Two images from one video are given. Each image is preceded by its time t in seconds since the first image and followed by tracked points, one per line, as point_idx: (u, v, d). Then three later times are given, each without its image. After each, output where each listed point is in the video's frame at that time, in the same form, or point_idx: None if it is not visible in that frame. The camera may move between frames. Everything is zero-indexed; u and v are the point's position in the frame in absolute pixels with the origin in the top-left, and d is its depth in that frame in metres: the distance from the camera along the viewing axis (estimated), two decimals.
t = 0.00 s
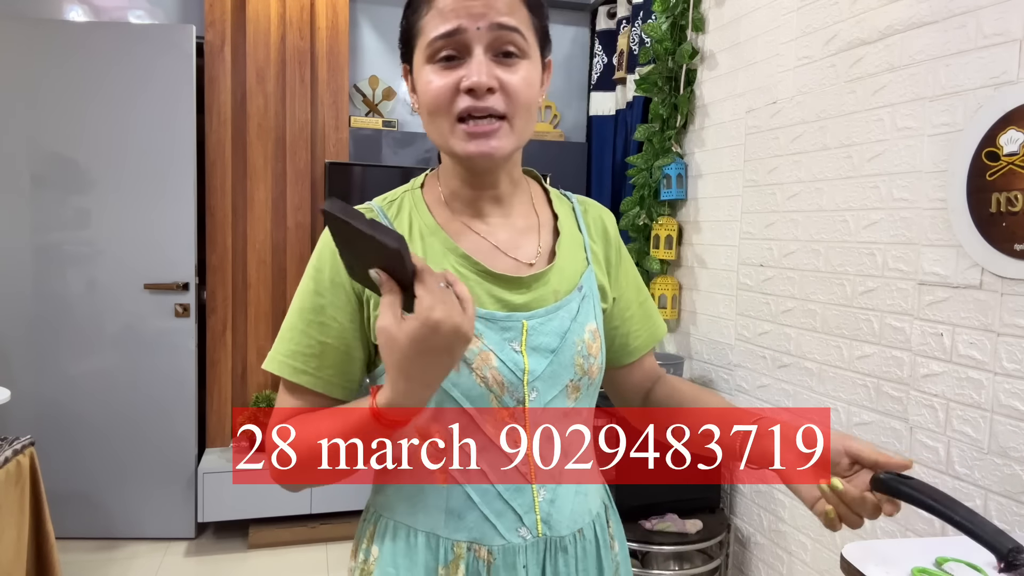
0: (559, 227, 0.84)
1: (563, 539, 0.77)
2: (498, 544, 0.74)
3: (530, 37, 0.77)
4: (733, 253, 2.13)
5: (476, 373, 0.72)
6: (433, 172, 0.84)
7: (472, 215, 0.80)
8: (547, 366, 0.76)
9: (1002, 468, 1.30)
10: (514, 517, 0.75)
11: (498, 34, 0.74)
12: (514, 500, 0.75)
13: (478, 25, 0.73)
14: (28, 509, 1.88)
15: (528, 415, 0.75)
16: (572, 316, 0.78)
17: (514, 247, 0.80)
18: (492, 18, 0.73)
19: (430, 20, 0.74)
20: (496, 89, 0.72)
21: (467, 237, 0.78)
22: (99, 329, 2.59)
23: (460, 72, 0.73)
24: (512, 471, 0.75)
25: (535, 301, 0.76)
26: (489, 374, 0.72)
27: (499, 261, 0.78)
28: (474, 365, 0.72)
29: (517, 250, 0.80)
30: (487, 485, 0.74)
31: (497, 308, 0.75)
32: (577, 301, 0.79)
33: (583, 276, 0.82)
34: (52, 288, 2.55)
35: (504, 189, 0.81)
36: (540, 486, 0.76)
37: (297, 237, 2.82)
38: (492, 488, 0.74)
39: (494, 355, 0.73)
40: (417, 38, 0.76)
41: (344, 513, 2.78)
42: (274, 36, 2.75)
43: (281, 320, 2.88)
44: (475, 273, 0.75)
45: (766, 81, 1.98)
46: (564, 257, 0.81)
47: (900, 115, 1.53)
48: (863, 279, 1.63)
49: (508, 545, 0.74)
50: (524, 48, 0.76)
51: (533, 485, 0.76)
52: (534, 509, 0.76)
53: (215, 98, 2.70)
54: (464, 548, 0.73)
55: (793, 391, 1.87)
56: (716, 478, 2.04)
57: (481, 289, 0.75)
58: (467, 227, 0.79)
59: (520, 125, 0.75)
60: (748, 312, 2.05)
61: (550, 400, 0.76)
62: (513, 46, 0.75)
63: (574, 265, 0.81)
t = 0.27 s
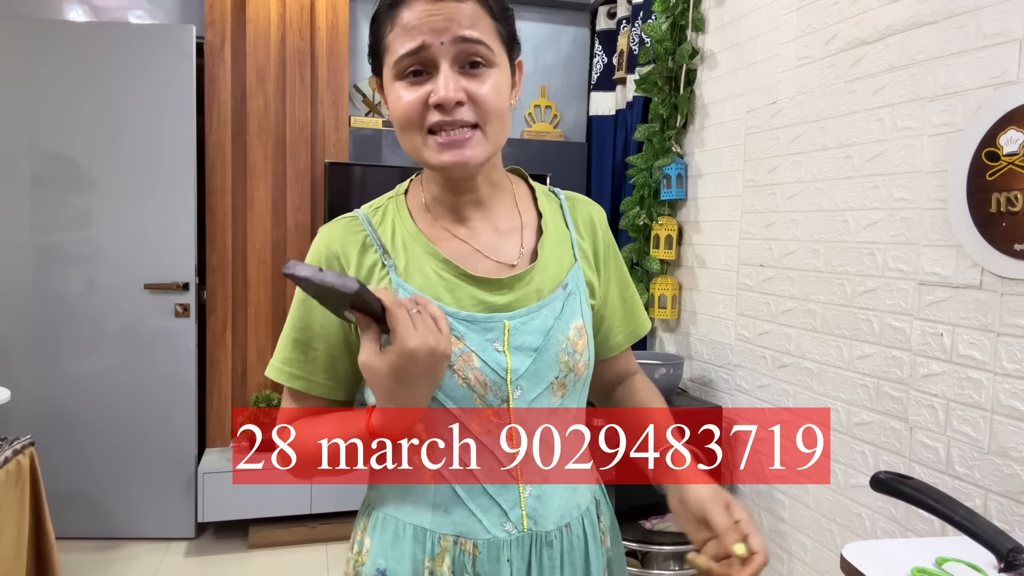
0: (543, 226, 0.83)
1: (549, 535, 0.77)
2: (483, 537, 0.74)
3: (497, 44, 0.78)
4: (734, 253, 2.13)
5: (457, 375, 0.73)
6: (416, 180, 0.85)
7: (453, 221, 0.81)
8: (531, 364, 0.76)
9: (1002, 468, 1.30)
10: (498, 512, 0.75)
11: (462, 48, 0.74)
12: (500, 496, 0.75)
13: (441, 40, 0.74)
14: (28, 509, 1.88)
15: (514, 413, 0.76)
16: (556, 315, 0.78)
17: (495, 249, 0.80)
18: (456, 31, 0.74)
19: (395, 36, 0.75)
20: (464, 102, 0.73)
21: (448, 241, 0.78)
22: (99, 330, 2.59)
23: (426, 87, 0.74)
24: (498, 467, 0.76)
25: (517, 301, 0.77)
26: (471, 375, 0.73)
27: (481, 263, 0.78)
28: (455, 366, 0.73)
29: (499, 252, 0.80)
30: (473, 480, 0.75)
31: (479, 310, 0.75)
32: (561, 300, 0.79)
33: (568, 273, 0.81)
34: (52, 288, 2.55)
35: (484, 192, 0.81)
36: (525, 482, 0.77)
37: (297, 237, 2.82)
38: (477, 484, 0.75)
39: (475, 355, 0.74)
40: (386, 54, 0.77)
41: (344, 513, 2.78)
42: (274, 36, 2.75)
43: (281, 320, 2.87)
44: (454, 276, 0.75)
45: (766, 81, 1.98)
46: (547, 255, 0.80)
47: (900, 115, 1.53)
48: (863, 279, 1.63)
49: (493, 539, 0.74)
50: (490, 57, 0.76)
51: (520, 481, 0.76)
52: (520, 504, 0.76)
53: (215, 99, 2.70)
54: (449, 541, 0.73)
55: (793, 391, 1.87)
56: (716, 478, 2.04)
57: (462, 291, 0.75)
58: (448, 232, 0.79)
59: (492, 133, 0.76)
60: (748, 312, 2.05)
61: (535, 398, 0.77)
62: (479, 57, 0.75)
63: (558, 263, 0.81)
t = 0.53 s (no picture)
0: (541, 226, 0.82)
1: (545, 529, 0.77)
2: (480, 531, 0.75)
3: (486, 40, 0.80)
4: (734, 253, 2.13)
5: (455, 373, 0.74)
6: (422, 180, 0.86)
7: (453, 221, 0.81)
8: (528, 364, 0.77)
9: (1001, 467, 1.30)
10: (495, 507, 0.76)
11: (454, 42, 0.77)
12: (496, 491, 0.76)
13: (434, 36, 0.76)
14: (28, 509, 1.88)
15: (510, 411, 0.76)
16: (554, 315, 0.78)
17: (494, 249, 0.80)
18: (446, 28, 0.76)
19: (389, 40, 0.78)
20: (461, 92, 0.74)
21: (449, 242, 0.79)
22: (99, 330, 2.59)
23: (425, 82, 0.75)
24: (494, 463, 0.76)
25: (515, 302, 0.77)
26: (469, 374, 0.74)
27: (479, 264, 0.79)
28: (453, 365, 0.74)
29: (497, 252, 0.80)
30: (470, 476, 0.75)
31: (477, 310, 0.76)
32: (560, 300, 0.79)
33: (568, 274, 0.81)
34: (52, 288, 2.55)
35: (483, 192, 0.81)
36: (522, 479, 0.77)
37: (297, 237, 2.81)
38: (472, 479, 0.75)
39: (473, 355, 0.75)
40: (382, 59, 0.79)
41: (344, 513, 2.78)
42: (274, 36, 2.75)
43: (281, 320, 2.87)
44: (454, 276, 0.76)
45: (766, 81, 1.98)
46: (545, 255, 0.80)
47: (900, 115, 1.53)
48: (863, 279, 1.63)
49: (489, 533, 0.75)
50: (481, 51, 0.78)
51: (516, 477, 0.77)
52: (516, 500, 0.76)
53: (215, 99, 2.70)
54: (448, 534, 0.75)
55: (793, 391, 1.87)
56: (716, 478, 2.04)
57: (461, 292, 0.76)
58: (449, 234, 0.80)
59: (490, 122, 0.77)
60: (748, 312, 2.05)
61: (532, 397, 0.77)
62: (470, 51, 0.77)
63: (557, 263, 0.80)
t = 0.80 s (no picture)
0: (567, 225, 0.82)
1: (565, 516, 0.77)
2: (502, 516, 0.76)
3: (515, 49, 0.80)
4: (734, 253, 2.13)
5: (479, 358, 0.74)
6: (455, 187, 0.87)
7: (483, 219, 0.81)
8: (550, 354, 0.76)
9: (1001, 467, 1.30)
10: (516, 492, 0.76)
11: (483, 51, 0.77)
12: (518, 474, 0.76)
13: (463, 46, 0.76)
14: (28, 509, 1.88)
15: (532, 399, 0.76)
16: (577, 309, 0.77)
17: (521, 245, 0.80)
18: (474, 38, 0.76)
19: (422, 51, 0.79)
20: (489, 97, 0.74)
21: (479, 239, 0.80)
22: (99, 330, 2.59)
23: (454, 90, 0.76)
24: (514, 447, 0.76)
25: (539, 294, 0.77)
26: (494, 360, 0.74)
27: (506, 259, 0.79)
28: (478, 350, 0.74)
29: (523, 248, 0.80)
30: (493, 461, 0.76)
31: (502, 301, 0.76)
32: (583, 294, 0.78)
33: (591, 271, 0.80)
34: (52, 288, 2.55)
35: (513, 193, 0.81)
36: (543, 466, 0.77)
37: (297, 237, 2.81)
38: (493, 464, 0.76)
39: (497, 342, 0.75)
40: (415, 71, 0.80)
41: (344, 513, 2.78)
42: (274, 36, 2.75)
43: (281, 320, 2.87)
44: (482, 270, 0.77)
45: (766, 82, 1.98)
46: (570, 251, 0.79)
47: (900, 115, 1.53)
48: (863, 279, 1.63)
49: (511, 518, 0.76)
50: (510, 60, 0.78)
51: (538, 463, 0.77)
52: (537, 485, 0.77)
53: (215, 99, 2.70)
54: (471, 518, 0.76)
55: (793, 391, 1.87)
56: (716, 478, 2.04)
57: (487, 283, 0.76)
58: (478, 229, 0.81)
59: (518, 126, 0.76)
60: (749, 312, 2.05)
61: (554, 386, 0.77)
62: (497, 59, 0.78)
63: (578, 258, 0.80)
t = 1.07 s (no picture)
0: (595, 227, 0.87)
1: (581, 490, 0.83)
2: (524, 488, 0.82)
3: (575, 64, 0.84)
4: (734, 253, 2.13)
5: (510, 343, 0.80)
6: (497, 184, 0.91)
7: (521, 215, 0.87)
8: (575, 343, 0.81)
9: (1001, 468, 1.30)
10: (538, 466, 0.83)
11: (546, 61, 0.81)
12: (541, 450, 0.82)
13: (528, 53, 0.81)
14: (28, 509, 1.88)
15: (557, 382, 0.82)
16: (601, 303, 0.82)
17: (554, 242, 0.86)
18: (539, 47, 0.81)
19: (490, 50, 0.83)
20: (542, 102, 0.79)
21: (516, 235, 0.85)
22: (99, 330, 2.59)
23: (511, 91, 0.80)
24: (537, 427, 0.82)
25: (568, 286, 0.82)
26: (524, 346, 0.80)
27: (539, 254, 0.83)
28: (510, 335, 0.80)
29: (555, 244, 0.86)
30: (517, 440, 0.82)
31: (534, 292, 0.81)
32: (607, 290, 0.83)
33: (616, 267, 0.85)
34: (51, 288, 2.55)
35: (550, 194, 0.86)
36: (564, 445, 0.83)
37: (297, 237, 2.81)
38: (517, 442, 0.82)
39: (527, 329, 0.80)
40: (478, 66, 0.84)
41: (344, 513, 2.78)
42: (274, 36, 2.75)
43: (281, 320, 2.87)
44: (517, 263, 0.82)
45: (766, 82, 1.98)
46: (597, 248, 0.86)
47: (900, 115, 1.53)
48: (863, 279, 1.63)
49: (532, 490, 0.82)
50: (569, 73, 0.82)
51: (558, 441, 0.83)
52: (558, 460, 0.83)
53: (215, 99, 2.70)
54: (496, 491, 0.82)
55: (793, 391, 1.87)
56: (716, 478, 2.04)
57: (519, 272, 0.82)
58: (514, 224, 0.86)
59: (563, 133, 0.80)
60: (749, 312, 2.05)
61: (577, 372, 0.82)
62: (556, 71, 0.81)
63: (603, 253, 0.86)
